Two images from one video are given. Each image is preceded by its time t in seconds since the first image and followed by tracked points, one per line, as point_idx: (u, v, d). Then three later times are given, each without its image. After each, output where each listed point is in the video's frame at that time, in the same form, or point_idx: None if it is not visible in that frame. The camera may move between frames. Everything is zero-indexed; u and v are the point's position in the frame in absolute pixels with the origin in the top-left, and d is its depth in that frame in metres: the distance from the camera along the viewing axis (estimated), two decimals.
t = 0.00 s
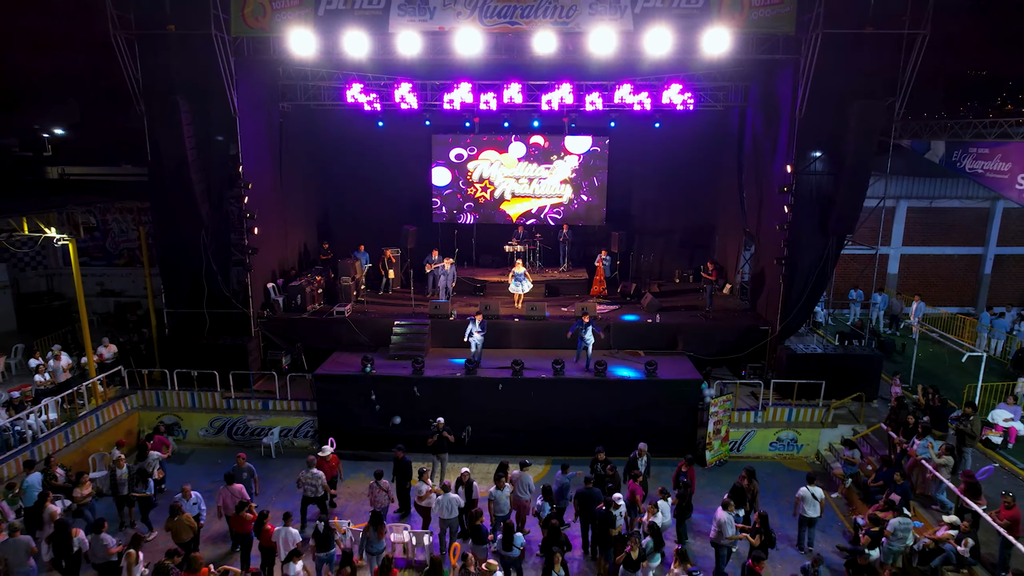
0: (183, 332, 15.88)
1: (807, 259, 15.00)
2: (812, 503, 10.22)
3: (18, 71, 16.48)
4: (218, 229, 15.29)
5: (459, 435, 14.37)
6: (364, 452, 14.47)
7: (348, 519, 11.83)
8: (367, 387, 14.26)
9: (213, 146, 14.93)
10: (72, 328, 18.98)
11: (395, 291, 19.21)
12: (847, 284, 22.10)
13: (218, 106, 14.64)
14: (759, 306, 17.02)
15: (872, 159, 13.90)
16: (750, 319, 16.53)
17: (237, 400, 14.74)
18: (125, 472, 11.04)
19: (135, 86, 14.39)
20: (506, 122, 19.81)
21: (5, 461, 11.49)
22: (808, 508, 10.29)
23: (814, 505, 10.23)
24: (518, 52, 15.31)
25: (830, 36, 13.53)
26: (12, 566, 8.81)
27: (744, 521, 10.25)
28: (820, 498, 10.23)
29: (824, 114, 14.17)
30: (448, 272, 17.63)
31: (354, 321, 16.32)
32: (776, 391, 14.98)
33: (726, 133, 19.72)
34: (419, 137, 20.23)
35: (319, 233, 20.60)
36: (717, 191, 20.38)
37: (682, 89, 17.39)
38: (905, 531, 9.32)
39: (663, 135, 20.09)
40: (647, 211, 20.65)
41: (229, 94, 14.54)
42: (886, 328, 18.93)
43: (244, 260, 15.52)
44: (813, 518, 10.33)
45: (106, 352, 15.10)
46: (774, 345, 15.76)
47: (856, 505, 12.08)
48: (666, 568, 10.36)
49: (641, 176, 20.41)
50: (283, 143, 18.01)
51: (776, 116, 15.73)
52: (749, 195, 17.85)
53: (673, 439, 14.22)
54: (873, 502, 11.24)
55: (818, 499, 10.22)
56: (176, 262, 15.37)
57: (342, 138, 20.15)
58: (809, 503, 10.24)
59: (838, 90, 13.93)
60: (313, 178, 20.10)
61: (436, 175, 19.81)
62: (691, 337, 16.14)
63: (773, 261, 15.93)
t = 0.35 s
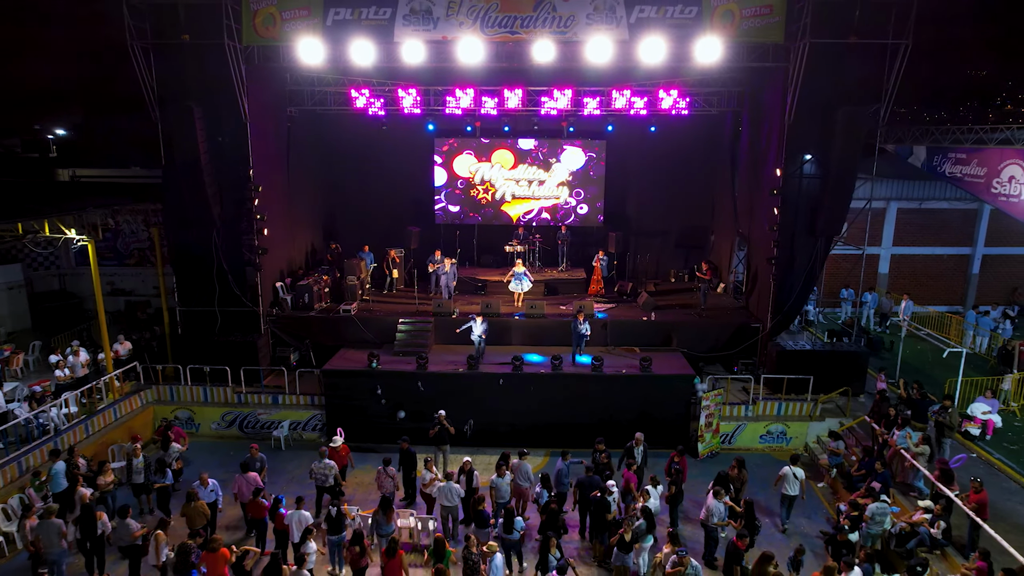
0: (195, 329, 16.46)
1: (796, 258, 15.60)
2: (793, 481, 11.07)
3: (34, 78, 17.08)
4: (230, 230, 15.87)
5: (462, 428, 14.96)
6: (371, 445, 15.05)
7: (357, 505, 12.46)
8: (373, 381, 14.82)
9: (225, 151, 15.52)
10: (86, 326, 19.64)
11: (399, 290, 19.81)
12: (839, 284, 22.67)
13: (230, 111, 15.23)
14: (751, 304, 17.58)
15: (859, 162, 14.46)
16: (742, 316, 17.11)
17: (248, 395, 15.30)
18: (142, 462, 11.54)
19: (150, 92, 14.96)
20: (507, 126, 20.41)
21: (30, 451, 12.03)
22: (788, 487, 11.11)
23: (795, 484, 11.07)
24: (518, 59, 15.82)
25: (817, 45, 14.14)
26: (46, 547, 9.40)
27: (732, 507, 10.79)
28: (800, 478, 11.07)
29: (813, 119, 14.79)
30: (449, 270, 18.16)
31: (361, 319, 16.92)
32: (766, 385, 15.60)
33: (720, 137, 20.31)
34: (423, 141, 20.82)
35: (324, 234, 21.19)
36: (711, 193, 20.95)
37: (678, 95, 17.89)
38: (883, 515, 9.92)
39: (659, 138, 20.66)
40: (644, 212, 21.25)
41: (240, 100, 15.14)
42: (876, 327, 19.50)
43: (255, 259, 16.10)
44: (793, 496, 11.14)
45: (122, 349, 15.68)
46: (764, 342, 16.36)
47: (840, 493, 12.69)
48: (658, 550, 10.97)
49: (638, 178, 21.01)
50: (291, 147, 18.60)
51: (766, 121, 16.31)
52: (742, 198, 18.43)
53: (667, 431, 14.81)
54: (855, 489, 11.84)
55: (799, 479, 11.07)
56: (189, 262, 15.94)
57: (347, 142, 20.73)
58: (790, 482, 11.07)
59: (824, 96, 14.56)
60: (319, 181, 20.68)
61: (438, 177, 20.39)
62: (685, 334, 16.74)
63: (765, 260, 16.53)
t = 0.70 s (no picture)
0: (208, 328, 17.14)
1: (785, 259, 16.30)
2: (776, 461, 12.28)
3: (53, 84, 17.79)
4: (241, 232, 16.56)
5: (465, 422, 15.65)
6: (377, 438, 15.73)
7: (367, 493, 13.20)
8: (380, 377, 15.50)
9: (237, 156, 16.20)
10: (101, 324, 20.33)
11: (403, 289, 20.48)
12: (830, 284, 23.37)
13: (243, 118, 15.91)
14: (743, 303, 18.27)
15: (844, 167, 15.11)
16: (734, 315, 17.80)
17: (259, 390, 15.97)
18: (163, 451, 12.22)
19: (166, 100, 15.65)
20: (507, 131, 21.07)
21: (58, 442, 12.76)
22: (772, 466, 12.35)
23: (777, 463, 12.30)
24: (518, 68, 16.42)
25: (804, 56, 14.83)
26: (78, 529, 10.09)
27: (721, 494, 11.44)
28: (783, 458, 12.28)
29: (800, 127, 15.46)
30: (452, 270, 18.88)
31: (367, 317, 17.62)
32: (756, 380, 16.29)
33: (713, 141, 20.99)
34: (426, 145, 21.50)
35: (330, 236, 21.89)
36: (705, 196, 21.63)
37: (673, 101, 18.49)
38: (861, 502, 10.61)
39: (655, 143, 21.35)
40: (640, 214, 21.93)
41: (252, 108, 15.81)
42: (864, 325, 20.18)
43: (266, 260, 16.77)
44: (776, 474, 12.38)
45: (138, 346, 16.36)
46: (755, 340, 17.04)
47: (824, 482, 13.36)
48: (651, 535, 11.57)
49: (635, 182, 21.69)
50: (299, 151, 19.28)
51: (757, 127, 16.98)
52: (734, 201, 19.11)
53: (660, 425, 15.49)
54: (837, 478, 12.52)
55: (781, 459, 12.29)
56: (202, 263, 16.62)
57: (353, 146, 21.43)
58: (773, 461, 12.30)
59: (810, 105, 15.23)
60: (326, 184, 21.38)
61: (441, 180, 21.08)
62: (679, 332, 17.43)
63: (755, 261, 17.22)
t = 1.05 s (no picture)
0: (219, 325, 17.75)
1: (775, 259, 16.95)
2: (763, 443, 13.44)
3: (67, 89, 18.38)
4: (252, 233, 17.17)
5: (467, 416, 16.27)
6: (383, 432, 16.35)
7: (374, 481, 13.85)
8: (385, 373, 16.11)
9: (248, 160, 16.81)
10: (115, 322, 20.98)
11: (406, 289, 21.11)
12: (822, 283, 24.01)
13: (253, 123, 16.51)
14: (736, 302, 18.91)
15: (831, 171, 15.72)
16: (727, 313, 18.43)
17: (269, 385, 16.57)
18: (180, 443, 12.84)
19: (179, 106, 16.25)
20: (507, 135, 21.65)
21: (80, 433, 13.41)
22: (760, 447, 13.54)
23: (765, 445, 13.46)
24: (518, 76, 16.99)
25: (793, 65, 15.43)
26: (103, 514, 10.71)
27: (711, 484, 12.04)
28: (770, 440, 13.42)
29: (789, 132, 16.07)
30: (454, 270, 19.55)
31: (373, 315, 18.26)
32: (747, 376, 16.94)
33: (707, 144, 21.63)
34: (429, 148, 22.13)
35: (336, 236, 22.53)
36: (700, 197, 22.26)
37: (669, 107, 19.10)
38: (843, 489, 11.06)
39: (651, 146, 21.97)
40: (637, 216, 22.55)
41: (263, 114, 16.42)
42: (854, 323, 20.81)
43: (274, 260, 17.38)
44: (765, 455, 13.54)
45: (152, 343, 16.97)
46: (747, 337, 17.67)
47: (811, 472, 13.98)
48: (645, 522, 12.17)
49: (632, 184, 22.32)
50: (306, 155, 19.92)
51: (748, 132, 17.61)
52: (727, 203, 19.74)
53: (655, 419, 16.12)
54: (823, 468, 13.14)
55: (768, 441, 13.45)
56: (214, 263, 17.24)
57: (358, 149, 22.06)
58: (761, 443, 13.49)
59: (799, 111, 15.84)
60: (332, 186, 22.02)
61: (443, 183, 21.67)
62: (673, 330, 18.06)
63: (747, 261, 17.85)
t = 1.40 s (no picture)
0: (231, 322, 18.44)
1: (766, 259, 17.64)
2: (756, 427, 14.28)
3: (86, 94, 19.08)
4: (263, 233, 17.86)
5: (470, 409, 16.97)
6: (390, 424, 17.05)
7: (383, 469, 14.54)
8: (391, 367, 16.79)
9: (259, 164, 17.51)
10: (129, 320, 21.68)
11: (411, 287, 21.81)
12: (814, 282, 24.70)
13: (264, 128, 17.21)
14: (729, 300, 19.60)
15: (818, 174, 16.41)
16: (720, 311, 19.13)
17: (281, 380, 17.27)
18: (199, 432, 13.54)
19: (194, 112, 16.94)
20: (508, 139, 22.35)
21: (104, 423, 14.09)
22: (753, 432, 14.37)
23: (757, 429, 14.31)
24: (519, 82, 17.66)
25: (782, 72, 16.13)
26: (130, 496, 11.41)
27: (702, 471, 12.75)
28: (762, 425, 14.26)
29: (779, 137, 16.77)
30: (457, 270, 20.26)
31: (379, 313, 18.95)
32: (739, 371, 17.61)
33: (702, 148, 22.34)
34: (433, 151, 22.86)
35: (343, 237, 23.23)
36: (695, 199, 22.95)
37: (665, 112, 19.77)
38: (826, 476, 11.67)
39: (647, 149, 22.68)
40: (634, 217, 23.24)
41: (274, 120, 17.11)
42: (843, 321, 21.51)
43: (284, 260, 18.06)
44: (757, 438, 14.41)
45: (168, 339, 17.66)
46: (739, 334, 18.36)
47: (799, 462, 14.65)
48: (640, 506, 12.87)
49: (629, 186, 23.03)
50: (315, 158, 20.62)
51: (740, 136, 18.31)
52: (721, 204, 20.43)
53: (651, 411, 16.81)
54: (809, 457, 13.83)
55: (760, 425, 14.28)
56: (228, 263, 17.93)
57: (364, 153, 22.78)
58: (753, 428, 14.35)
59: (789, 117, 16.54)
60: (339, 188, 22.72)
61: (446, 185, 22.35)
62: (669, 327, 18.75)
63: (739, 261, 18.54)
